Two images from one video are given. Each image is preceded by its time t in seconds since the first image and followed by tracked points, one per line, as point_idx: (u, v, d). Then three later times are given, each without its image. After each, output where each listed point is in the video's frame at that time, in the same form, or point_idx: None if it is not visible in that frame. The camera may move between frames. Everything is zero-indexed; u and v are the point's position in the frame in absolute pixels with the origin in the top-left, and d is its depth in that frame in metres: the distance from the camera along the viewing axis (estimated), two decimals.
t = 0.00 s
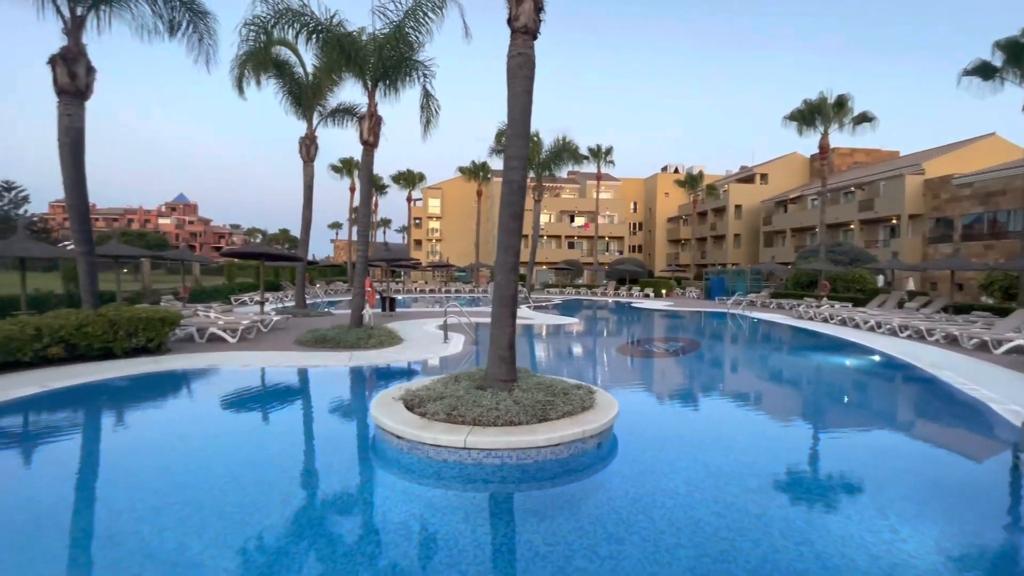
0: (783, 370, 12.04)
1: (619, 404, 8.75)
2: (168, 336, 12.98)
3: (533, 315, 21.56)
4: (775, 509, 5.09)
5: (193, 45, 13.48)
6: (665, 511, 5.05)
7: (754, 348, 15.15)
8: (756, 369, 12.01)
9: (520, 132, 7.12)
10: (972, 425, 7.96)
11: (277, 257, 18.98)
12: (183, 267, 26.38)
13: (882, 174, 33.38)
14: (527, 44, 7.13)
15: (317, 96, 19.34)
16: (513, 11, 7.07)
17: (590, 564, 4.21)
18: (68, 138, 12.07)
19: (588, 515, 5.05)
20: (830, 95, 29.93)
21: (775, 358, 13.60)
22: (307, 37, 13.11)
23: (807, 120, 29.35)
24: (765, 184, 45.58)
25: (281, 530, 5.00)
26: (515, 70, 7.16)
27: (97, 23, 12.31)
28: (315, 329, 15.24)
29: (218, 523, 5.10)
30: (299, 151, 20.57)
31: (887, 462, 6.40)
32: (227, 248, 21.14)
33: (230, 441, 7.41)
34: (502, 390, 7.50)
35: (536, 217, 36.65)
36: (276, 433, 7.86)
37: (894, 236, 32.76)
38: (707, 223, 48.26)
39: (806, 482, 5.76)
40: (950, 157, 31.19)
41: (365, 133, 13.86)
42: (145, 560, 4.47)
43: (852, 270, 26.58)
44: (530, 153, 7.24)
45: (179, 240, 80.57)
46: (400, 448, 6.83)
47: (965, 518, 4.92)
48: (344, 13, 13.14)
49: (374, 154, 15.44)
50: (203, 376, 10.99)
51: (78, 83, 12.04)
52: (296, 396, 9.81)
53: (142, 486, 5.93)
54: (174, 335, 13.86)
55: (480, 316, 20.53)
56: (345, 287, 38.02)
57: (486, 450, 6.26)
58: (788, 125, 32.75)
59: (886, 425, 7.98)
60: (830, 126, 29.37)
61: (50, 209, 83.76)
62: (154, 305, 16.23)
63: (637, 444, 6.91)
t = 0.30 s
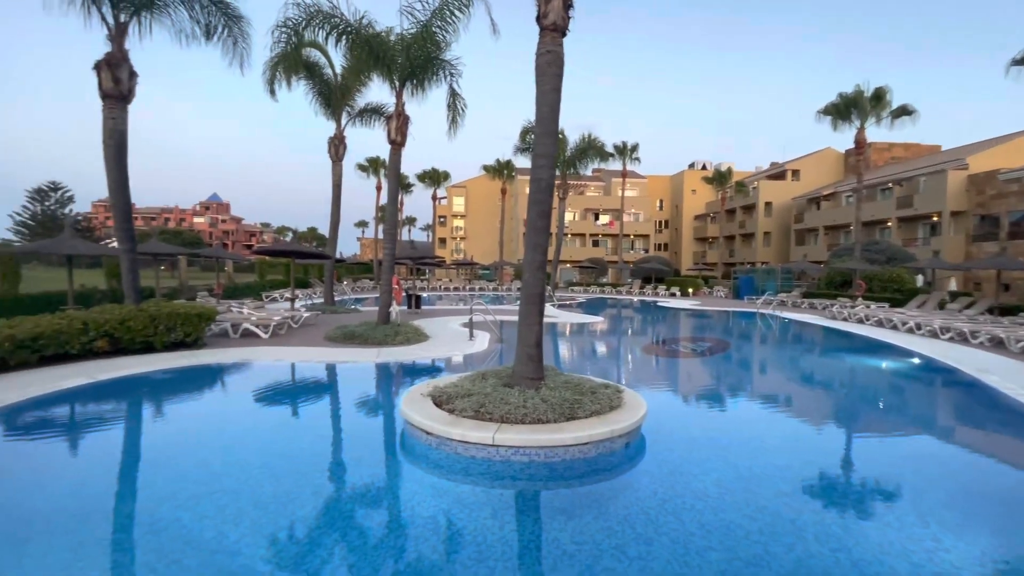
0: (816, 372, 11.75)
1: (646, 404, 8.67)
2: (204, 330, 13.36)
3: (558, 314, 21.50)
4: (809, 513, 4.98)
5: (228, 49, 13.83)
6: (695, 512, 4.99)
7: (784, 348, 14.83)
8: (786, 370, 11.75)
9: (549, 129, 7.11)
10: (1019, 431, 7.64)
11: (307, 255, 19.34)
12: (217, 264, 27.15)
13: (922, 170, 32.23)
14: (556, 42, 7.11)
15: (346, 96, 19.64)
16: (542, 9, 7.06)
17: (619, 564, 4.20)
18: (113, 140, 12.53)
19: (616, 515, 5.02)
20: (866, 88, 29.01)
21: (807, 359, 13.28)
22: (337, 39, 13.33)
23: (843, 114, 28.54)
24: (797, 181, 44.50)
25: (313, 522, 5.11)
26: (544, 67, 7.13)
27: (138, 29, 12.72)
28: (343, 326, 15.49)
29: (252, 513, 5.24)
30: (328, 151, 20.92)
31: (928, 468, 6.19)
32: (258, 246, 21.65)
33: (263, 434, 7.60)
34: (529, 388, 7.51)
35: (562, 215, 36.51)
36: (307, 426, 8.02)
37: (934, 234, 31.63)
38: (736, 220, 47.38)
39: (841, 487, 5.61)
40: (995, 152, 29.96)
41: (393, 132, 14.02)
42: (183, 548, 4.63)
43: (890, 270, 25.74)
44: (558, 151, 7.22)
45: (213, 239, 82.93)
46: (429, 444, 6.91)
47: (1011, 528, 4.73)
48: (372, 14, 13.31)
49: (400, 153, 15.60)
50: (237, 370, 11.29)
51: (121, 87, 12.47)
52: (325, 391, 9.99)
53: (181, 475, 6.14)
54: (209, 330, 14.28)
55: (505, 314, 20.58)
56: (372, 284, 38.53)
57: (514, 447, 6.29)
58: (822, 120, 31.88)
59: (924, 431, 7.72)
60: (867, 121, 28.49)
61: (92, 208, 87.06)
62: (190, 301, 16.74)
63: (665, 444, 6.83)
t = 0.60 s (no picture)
0: (852, 375, 11.41)
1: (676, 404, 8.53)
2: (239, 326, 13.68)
3: (584, 313, 21.38)
4: (847, 520, 4.84)
5: (261, 53, 14.14)
6: (727, 516, 4.89)
7: (817, 349, 14.45)
8: (819, 373, 11.44)
9: (578, 126, 7.06)
10: None
11: (336, 253, 19.64)
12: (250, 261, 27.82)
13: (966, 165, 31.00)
14: (586, 38, 7.06)
15: (374, 97, 19.87)
16: (571, 4, 7.00)
17: (649, 567, 4.15)
18: (154, 142, 12.94)
19: (646, 517, 4.96)
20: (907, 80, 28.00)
21: (842, 361, 12.89)
22: (366, 39, 13.46)
23: (882, 107, 27.62)
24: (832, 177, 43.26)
25: (344, 515, 5.19)
26: (573, 64, 7.09)
27: (177, 35, 13.12)
28: (371, 323, 15.70)
29: (286, 505, 5.36)
30: (357, 150, 21.19)
31: (974, 476, 5.95)
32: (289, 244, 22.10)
33: (296, 428, 7.76)
34: (558, 386, 7.48)
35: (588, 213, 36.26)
36: (337, 421, 8.16)
37: (979, 231, 30.39)
38: (767, 218, 46.36)
39: (881, 494, 5.44)
40: None
41: (420, 131, 14.11)
42: (220, 537, 4.76)
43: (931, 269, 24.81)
44: (588, 148, 7.16)
45: (246, 237, 85.06)
46: (458, 441, 6.95)
47: None
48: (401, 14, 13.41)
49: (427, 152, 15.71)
50: (269, 366, 11.56)
51: (161, 91, 12.88)
52: (353, 387, 10.12)
53: (218, 466, 6.32)
54: (244, 325, 14.67)
55: (531, 312, 20.59)
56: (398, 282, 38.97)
57: (543, 446, 6.28)
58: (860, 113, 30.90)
59: (967, 437, 7.42)
60: (908, 114, 27.51)
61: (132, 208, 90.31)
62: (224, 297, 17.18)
63: (696, 446, 6.73)
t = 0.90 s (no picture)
0: (894, 378, 11.01)
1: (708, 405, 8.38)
2: (273, 322, 13.96)
3: (612, 311, 21.19)
4: (890, 529, 4.67)
5: (295, 56, 14.42)
6: (763, 520, 4.78)
7: (855, 351, 14.00)
8: (857, 375, 11.08)
9: (609, 122, 6.99)
10: None
11: (366, 251, 19.91)
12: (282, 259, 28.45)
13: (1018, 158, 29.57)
14: (617, 32, 6.97)
15: (403, 96, 20.06)
16: None
17: (681, 570, 4.08)
18: (194, 143, 13.34)
19: (677, 519, 4.88)
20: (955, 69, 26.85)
21: (881, 364, 12.46)
22: (395, 39, 13.56)
23: (927, 98, 26.58)
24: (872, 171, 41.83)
25: (375, 510, 5.25)
26: (604, 59, 7.01)
27: (216, 39, 13.50)
28: (400, 320, 15.86)
29: (319, 498, 5.45)
30: (386, 150, 21.42)
31: None
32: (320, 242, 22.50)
33: (329, 422, 7.90)
34: (587, 385, 7.43)
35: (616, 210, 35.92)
36: (367, 416, 8.28)
37: None
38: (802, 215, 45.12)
39: (926, 503, 5.23)
40: None
41: (449, 130, 14.18)
42: (256, 526, 4.88)
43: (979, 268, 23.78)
44: (619, 144, 7.09)
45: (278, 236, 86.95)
46: (487, 439, 6.97)
47: None
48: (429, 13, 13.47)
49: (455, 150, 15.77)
50: (301, 361, 11.80)
51: (201, 94, 13.26)
52: (382, 383, 10.24)
53: (255, 458, 6.48)
54: (278, 321, 15.01)
55: (559, 311, 20.50)
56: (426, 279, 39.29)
57: (573, 445, 6.25)
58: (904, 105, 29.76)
59: (1018, 445, 7.08)
60: (955, 104, 26.39)
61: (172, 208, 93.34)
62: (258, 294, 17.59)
63: (729, 448, 6.59)
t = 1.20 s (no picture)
0: (948, 382, 10.50)
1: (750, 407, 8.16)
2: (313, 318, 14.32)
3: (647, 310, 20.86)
4: (948, 541, 4.44)
5: (334, 59, 14.72)
6: (809, 528, 4.61)
7: (906, 353, 13.39)
8: (908, 379, 10.59)
9: (647, 116, 6.88)
10: None
11: (401, 249, 20.18)
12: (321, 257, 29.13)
13: None
14: (656, 24, 6.84)
15: (437, 96, 20.22)
16: None
17: None
18: (239, 145, 13.77)
19: (717, 523, 4.77)
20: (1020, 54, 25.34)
21: (934, 367, 11.88)
22: (430, 39, 13.65)
23: (989, 85, 25.19)
24: (926, 164, 39.89)
25: (413, 503, 5.32)
26: (642, 52, 6.89)
27: (259, 46, 13.91)
28: (434, 317, 16.01)
29: (358, 490, 5.56)
30: (421, 149, 21.64)
31: None
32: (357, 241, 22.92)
33: (366, 416, 8.05)
34: (624, 385, 7.34)
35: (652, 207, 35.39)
36: (404, 411, 8.39)
37: None
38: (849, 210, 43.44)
39: (987, 515, 4.96)
40: None
41: (483, 128, 14.20)
42: (298, 516, 5.01)
43: None
44: (657, 139, 6.96)
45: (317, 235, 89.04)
46: (522, 436, 6.97)
47: None
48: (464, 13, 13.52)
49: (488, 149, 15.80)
50: (339, 356, 12.06)
51: (246, 99, 13.68)
52: (417, 379, 10.37)
53: (296, 450, 6.66)
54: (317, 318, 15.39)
55: (593, 309, 20.35)
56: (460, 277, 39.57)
57: (610, 445, 6.20)
58: (963, 92, 28.27)
59: None
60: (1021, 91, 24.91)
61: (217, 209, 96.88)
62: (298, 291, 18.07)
63: (772, 452, 6.40)
